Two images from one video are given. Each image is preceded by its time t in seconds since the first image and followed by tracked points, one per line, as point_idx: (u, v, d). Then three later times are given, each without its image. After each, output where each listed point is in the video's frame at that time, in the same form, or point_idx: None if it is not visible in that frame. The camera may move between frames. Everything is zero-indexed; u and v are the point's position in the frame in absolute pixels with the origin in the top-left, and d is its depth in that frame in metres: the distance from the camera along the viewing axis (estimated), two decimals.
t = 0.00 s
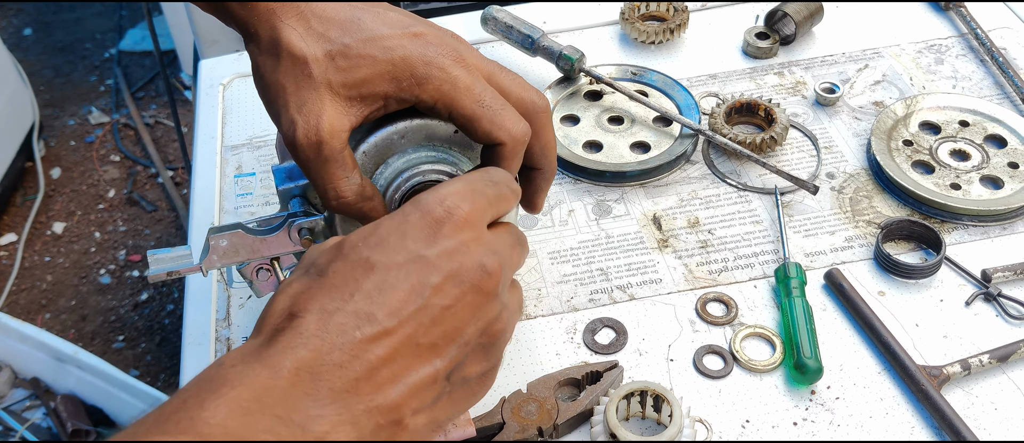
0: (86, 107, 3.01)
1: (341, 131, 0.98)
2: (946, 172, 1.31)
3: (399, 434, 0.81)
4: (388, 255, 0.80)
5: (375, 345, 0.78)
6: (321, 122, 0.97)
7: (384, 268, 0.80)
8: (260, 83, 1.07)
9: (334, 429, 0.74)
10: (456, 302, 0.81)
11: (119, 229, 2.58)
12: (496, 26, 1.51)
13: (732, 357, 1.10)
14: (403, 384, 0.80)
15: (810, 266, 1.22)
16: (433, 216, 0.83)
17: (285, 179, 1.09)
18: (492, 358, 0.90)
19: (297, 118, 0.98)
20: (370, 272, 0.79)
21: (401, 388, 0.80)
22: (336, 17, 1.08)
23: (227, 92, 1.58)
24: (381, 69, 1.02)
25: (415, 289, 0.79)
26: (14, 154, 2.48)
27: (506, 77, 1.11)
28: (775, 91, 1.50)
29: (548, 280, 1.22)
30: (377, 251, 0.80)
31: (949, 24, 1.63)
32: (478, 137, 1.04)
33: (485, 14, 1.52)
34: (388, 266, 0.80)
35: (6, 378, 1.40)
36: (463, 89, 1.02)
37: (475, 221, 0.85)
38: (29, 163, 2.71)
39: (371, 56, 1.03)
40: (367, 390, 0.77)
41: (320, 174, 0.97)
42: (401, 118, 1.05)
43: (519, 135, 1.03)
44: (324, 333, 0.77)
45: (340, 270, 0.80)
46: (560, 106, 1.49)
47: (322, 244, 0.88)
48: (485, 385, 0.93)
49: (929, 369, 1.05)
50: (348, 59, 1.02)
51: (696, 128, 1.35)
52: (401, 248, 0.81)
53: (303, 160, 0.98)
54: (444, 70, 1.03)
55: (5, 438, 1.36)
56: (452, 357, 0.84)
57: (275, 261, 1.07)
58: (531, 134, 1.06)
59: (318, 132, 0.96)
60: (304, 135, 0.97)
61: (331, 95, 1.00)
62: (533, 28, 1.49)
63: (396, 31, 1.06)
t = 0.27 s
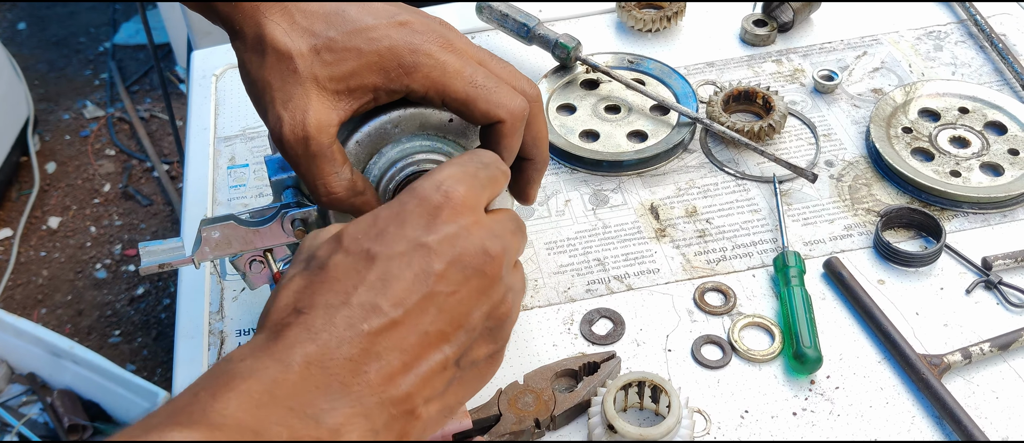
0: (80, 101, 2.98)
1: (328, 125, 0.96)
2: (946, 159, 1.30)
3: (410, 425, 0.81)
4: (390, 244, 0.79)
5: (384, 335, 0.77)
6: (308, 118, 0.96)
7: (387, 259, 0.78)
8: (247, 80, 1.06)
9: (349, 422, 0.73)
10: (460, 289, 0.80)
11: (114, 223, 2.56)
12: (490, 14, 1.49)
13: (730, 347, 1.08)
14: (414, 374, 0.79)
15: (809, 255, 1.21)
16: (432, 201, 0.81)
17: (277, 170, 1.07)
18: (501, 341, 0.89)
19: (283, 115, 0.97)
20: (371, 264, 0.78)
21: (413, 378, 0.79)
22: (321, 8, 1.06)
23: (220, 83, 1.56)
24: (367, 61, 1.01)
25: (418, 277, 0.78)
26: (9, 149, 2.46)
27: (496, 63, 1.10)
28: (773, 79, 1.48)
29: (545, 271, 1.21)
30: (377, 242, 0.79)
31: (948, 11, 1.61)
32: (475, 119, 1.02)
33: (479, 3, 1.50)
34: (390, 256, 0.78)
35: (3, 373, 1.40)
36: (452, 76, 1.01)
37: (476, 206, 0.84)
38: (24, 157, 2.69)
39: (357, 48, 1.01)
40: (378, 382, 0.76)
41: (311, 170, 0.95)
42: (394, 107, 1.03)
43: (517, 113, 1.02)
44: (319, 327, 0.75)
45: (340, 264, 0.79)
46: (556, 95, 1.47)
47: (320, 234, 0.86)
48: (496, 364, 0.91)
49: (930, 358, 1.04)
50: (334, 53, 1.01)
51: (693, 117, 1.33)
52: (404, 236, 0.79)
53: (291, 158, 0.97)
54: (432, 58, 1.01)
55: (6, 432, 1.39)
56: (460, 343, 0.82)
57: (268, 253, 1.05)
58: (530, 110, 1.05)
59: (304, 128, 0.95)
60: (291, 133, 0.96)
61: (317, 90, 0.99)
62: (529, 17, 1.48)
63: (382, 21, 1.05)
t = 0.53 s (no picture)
0: (77, 99, 2.97)
1: (319, 123, 0.96)
2: (942, 155, 1.29)
3: (392, 410, 0.80)
4: (401, 228, 0.78)
5: (385, 322, 0.76)
6: (299, 117, 0.95)
7: (398, 242, 0.78)
8: (238, 79, 1.05)
9: (338, 403, 0.73)
10: (461, 284, 0.80)
11: (112, 222, 2.56)
12: (486, 11, 1.48)
13: (726, 344, 1.08)
14: (404, 360, 0.79)
15: (805, 251, 1.20)
16: (446, 193, 0.81)
17: (273, 168, 1.07)
18: (488, 341, 0.89)
19: (275, 115, 0.96)
20: (382, 241, 0.77)
21: (402, 365, 0.78)
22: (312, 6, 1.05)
23: (215, 81, 1.55)
24: (358, 58, 1.00)
25: (425, 265, 0.78)
26: (5, 147, 2.45)
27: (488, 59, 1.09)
28: (769, 75, 1.48)
29: (541, 268, 1.21)
30: (388, 221, 0.78)
31: (944, 6, 1.61)
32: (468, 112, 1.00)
33: None
34: (400, 240, 0.78)
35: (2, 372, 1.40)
36: (444, 71, 1.00)
37: (487, 202, 0.84)
38: (21, 156, 2.68)
39: (348, 46, 1.00)
40: (369, 365, 0.76)
41: (304, 169, 0.95)
42: (388, 105, 1.03)
43: (510, 107, 1.00)
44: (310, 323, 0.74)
45: (349, 237, 0.78)
46: (552, 92, 1.47)
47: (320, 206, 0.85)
48: (474, 365, 0.92)
49: (926, 354, 1.04)
50: (324, 51, 1.00)
51: (689, 113, 1.33)
52: (415, 223, 0.79)
53: (284, 157, 0.96)
54: (423, 54, 1.00)
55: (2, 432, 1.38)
56: (452, 338, 0.82)
57: (262, 251, 1.05)
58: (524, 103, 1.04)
59: (296, 127, 0.94)
60: (283, 132, 0.95)
61: (309, 88, 0.98)
62: (524, 13, 1.47)
63: (373, 18, 1.04)
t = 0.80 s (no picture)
0: (81, 100, 2.98)
1: (331, 127, 0.97)
2: (948, 158, 1.30)
3: (451, 412, 0.82)
4: (385, 244, 0.78)
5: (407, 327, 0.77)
6: (311, 122, 0.96)
7: (383, 259, 0.78)
8: (250, 80, 1.06)
9: (393, 412, 0.74)
10: (464, 271, 0.80)
11: (116, 222, 2.56)
12: (493, 14, 1.49)
13: (734, 348, 1.09)
14: (442, 360, 0.79)
15: (811, 255, 1.21)
16: (415, 192, 0.80)
17: (281, 172, 1.07)
18: (519, 312, 0.89)
19: (287, 119, 0.98)
20: (371, 268, 0.78)
21: (441, 364, 0.79)
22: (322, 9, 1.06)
23: (223, 83, 1.56)
24: (369, 62, 1.00)
25: (422, 268, 0.77)
26: (10, 148, 2.45)
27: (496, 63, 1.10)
28: (775, 79, 1.48)
29: (549, 271, 1.21)
30: (372, 247, 0.79)
31: (949, 10, 1.62)
32: (479, 116, 1.03)
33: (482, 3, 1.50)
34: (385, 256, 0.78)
35: (5, 373, 1.40)
36: (454, 76, 1.01)
37: (461, 188, 0.83)
38: (25, 157, 2.69)
39: (358, 50, 1.01)
40: (412, 372, 0.77)
41: (315, 171, 0.95)
42: (397, 109, 1.03)
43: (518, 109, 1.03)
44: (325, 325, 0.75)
45: (341, 275, 0.79)
46: (559, 95, 1.47)
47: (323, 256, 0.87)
48: (520, 336, 0.92)
49: (932, 358, 1.04)
50: (335, 55, 1.01)
51: (695, 116, 1.33)
52: (394, 235, 0.79)
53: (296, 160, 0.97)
54: (434, 59, 1.01)
55: (7, 431, 1.41)
56: (480, 322, 0.82)
57: (273, 254, 1.05)
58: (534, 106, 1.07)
59: (308, 131, 0.96)
60: (295, 136, 0.96)
61: (321, 92, 0.99)
62: (531, 17, 1.48)
63: (384, 21, 1.04)
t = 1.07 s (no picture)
0: (82, 98, 2.97)
1: (352, 119, 0.96)
2: (954, 157, 1.30)
3: (408, 429, 0.80)
4: (394, 248, 0.78)
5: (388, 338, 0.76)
6: (333, 111, 0.95)
7: (389, 262, 0.78)
8: (274, 70, 1.06)
9: (349, 425, 0.73)
10: (461, 294, 0.79)
11: (117, 220, 2.56)
12: (497, 12, 1.48)
13: (740, 346, 1.09)
14: (414, 377, 0.78)
15: (817, 253, 1.21)
16: (437, 206, 0.80)
17: (286, 169, 1.07)
18: (502, 349, 0.88)
19: (309, 106, 0.97)
20: (374, 266, 0.78)
21: (412, 381, 0.78)
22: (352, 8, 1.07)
23: (227, 81, 1.55)
24: (396, 60, 1.01)
25: (421, 281, 0.77)
26: (11, 146, 2.45)
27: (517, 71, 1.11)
28: (780, 77, 1.48)
29: (554, 269, 1.21)
30: (380, 244, 0.79)
31: (954, 8, 1.61)
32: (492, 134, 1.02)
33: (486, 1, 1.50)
34: (393, 260, 0.78)
35: (6, 371, 1.39)
36: (478, 87, 1.00)
37: (480, 212, 0.83)
38: (26, 155, 2.68)
39: (387, 48, 1.01)
40: (378, 383, 0.76)
41: (330, 162, 0.95)
42: (408, 107, 1.03)
43: (533, 134, 1.01)
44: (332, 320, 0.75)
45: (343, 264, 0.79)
46: (564, 93, 1.47)
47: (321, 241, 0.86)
48: (495, 370, 0.89)
49: (939, 356, 1.04)
50: (363, 52, 1.01)
51: (701, 114, 1.33)
52: (405, 241, 0.79)
53: (313, 148, 0.96)
54: (460, 63, 1.01)
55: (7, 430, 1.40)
56: (460, 349, 0.82)
57: (279, 252, 1.05)
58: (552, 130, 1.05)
59: (328, 120, 0.95)
60: (314, 123, 0.95)
61: (344, 85, 0.99)
62: (535, 15, 1.47)
63: (413, 24, 1.05)
